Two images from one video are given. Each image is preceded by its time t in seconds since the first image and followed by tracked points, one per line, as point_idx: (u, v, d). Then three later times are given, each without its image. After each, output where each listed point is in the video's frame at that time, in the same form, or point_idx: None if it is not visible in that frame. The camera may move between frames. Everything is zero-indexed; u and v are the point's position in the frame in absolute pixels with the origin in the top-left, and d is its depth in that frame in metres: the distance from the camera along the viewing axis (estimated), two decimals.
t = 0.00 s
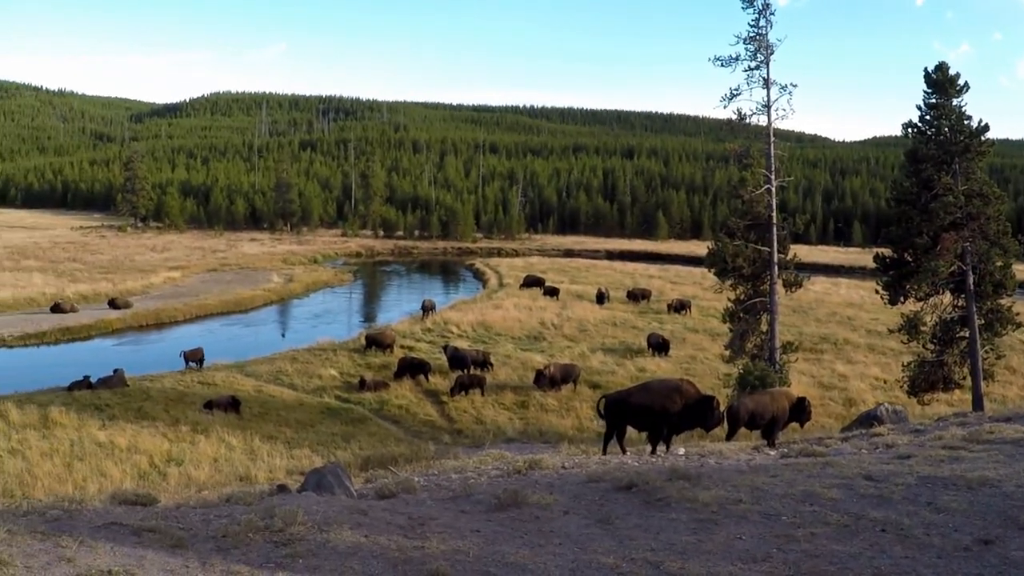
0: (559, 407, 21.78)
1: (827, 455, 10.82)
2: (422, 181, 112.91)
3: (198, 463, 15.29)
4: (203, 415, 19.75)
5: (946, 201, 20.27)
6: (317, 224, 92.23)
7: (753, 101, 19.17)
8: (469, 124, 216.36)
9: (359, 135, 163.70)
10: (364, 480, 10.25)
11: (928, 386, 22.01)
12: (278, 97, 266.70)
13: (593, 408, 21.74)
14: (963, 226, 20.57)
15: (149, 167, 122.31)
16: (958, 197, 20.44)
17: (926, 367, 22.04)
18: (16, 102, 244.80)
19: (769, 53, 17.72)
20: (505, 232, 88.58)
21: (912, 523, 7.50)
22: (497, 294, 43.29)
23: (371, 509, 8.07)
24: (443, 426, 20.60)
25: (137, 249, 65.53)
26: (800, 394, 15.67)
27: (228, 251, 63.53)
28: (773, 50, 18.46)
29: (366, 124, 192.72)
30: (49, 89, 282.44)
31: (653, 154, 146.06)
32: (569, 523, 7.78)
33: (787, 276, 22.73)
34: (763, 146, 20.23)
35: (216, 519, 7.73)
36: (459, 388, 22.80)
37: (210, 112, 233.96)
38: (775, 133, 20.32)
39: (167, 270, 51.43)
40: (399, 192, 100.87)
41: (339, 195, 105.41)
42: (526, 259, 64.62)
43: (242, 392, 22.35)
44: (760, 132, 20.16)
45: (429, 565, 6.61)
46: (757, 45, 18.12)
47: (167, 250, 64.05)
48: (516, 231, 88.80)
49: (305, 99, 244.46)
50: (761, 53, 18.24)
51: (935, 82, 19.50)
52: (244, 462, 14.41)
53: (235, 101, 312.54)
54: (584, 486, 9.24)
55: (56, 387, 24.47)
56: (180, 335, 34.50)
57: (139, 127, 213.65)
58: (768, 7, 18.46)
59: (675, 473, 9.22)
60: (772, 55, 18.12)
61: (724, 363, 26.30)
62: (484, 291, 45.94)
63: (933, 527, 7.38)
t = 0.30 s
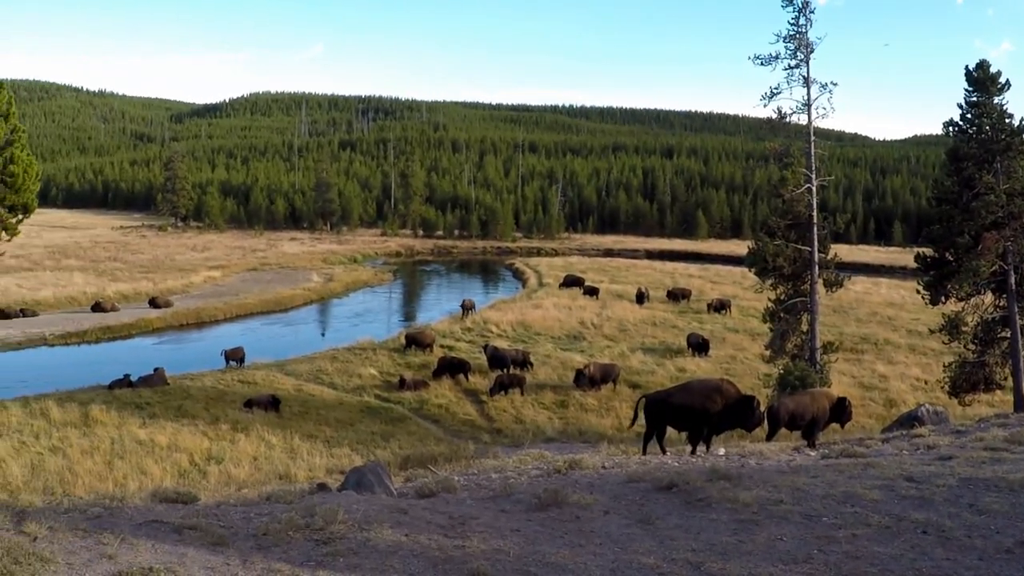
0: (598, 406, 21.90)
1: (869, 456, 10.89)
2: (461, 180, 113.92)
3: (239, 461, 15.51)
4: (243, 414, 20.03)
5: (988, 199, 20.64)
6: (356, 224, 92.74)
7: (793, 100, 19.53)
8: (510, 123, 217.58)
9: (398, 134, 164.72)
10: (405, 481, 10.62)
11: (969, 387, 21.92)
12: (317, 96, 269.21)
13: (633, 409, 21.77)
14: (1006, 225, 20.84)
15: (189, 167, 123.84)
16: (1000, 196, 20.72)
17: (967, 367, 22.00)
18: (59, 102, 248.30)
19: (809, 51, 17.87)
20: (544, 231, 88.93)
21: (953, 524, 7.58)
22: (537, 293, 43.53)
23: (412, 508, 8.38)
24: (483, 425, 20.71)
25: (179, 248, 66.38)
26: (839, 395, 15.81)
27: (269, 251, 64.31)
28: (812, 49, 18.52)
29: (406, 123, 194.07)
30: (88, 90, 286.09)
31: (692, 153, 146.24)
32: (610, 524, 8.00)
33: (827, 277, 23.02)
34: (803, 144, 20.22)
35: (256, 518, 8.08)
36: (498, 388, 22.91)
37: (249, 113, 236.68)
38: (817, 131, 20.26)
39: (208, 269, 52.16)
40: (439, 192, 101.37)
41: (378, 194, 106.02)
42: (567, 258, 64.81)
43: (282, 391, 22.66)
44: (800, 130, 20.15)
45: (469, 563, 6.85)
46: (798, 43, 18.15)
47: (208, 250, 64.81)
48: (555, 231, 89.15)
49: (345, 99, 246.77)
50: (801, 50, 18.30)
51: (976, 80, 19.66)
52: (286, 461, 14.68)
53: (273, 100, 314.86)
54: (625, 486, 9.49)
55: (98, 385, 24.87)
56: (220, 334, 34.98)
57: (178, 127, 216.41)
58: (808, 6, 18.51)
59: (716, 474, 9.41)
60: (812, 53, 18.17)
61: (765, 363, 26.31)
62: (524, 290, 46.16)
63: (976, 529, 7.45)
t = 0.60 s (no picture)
0: (638, 410, 21.90)
1: (910, 460, 10.92)
2: (500, 184, 114.93)
3: (279, 463, 15.54)
4: (283, 416, 20.19)
5: None
6: (395, 227, 93.14)
7: (833, 103, 18.90)
8: (548, 126, 218.31)
9: (437, 138, 165.57)
10: (445, 483, 10.80)
11: (1011, 391, 21.65)
12: (357, 100, 271.13)
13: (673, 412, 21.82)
14: None
15: (229, 171, 125.10)
16: None
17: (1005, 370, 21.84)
18: (101, 107, 251.49)
19: (848, 52, 17.73)
20: (583, 235, 89.14)
21: (995, 530, 7.59)
22: (576, 297, 43.77)
23: (452, 512, 8.54)
24: (523, 429, 20.75)
25: (221, 251, 67.04)
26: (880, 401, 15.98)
27: (308, 254, 64.80)
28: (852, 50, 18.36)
29: (444, 126, 195.35)
30: (127, 94, 290.17)
31: (732, 156, 146.54)
32: (650, 527, 8.11)
33: (869, 280, 22.87)
34: (842, 146, 20.14)
35: (297, 520, 8.26)
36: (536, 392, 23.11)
37: (288, 117, 239.03)
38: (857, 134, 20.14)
39: (248, 272, 52.68)
40: (478, 196, 101.85)
41: (418, 198, 106.59)
42: (606, 262, 64.90)
43: (321, 393, 22.91)
44: (838, 132, 20.04)
45: (509, 567, 6.93)
46: (837, 45, 18.02)
47: (249, 253, 65.51)
48: (595, 235, 89.34)
49: (383, 103, 249.13)
50: (841, 51, 18.06)
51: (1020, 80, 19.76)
52: (325, 463, 14.80)
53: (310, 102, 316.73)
54: (664, 490, 9.61)
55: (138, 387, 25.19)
56: (260, 337, 35.30)
57: (216, 131, 218.85)
58: (847, 6, 18.37)
59: (756, 478, 9.52)
60: (851, 55, 18.07)
61: (805, 367, 26.25)
62: (562, 294, 46.32)
63: (1017, 535, 7.46)
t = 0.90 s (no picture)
0: (675, 411, 21.85)
1: (948, 462, 10.93)
2: (537, 184, 115.53)
3: (316, 463, 15.62)
4: (320, 416, 20.34)
5: None
6: (432, 228, 93.25)
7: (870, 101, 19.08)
8: (585, 126, 218.01)
9: (475, 138, 165.80)
10: (483, 484, 11.00)
11: None
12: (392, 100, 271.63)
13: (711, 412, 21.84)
14: None
15: (266, 171, 125.74)
16: None
17: None
18: (137, 108, 253.19)
19: (887, 52, 17.67)
20: (620, 235, 89.12)
21: None
22: (614, 297, 43.85)
23: (490, 512, 8.72)
24: (560, 429, 20.78)
25: (259, 250, 67.44)
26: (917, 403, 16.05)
27: (345, 254, 65.10)
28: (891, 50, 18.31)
29: (481, 127, 195.88)
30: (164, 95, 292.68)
31: (770, 156, 146.09)
32: (688, 528, 8.26)
33: (908, 280, 22.65)
34: (879, 146, 20.07)
35: (336, 520, 8.44)
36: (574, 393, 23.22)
37: (325, 119, 240.49)
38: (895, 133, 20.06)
39: (286, 272, 53.01)
40: (515, 196, 102.08)
41: (455, 198, 106.93)
42: (644, 262, 64.84)
43: (359, 393, 23.07)
44: (875, 132, 19.98)
45: (548, 567, 7.12)
46: (875, 45, 18.04)
47: (287, 253, 65.95)
48: (632, 235, 89.29)
49: (420, 103, 250.32)
50: (878, 51, 18.09)
51: None
52: (360, 462, 14.91)
53: (342, 101, 317.06)
54: (703, 491, 9.76)
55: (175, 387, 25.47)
56: (297, 337, 35.39)
57: (253, 131, 220.62)
58: (885, 6, 18.34)
59: (794, 479, 9.61)
60: (890, 55, 18.04)
61: (842, 368, 26.17)
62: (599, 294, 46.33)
63: None
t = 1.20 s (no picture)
0: (708, 410, 21.80)
1: (983, 463, 10.91)
2: (571, 182, 116.27)
3: (348, 462, 15.64)
4: (353, 415, 20.41)
5: None
6: (465, 228, 93.17)
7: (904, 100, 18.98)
8: (618, 125, 217.42)
9: (507, 137, 165.68)
10: (516, 483, 11.02)
11: None
12: (423, 99, 271.47)
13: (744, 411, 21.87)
14: None
15: (299, 170, 126.11)
16: None
17: None
18: (169, 107, 254.79)
19: (920, 51, 17.58)
20: (654, 235, 88.91)
21: None
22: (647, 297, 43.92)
23: (524, 511, 8.75)
24: (593, 429, 20.81)
25: (292, 250, 67.62)
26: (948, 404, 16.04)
27: (378, 253, 65.21)
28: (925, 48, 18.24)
29: (513, 126, 196.07)
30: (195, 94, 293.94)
31: (803, 155, 145.38)
32: (722, 528, 8.29)
33: (941, 280, 22.48)
34: (914, 144, 19.97)
35: (369, 518, 8.48)
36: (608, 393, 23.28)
37: (358, 118, 241.22)
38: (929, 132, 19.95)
39: (318, 271, 53.15)
40: (548, 196, 102.12)
41: (488, 198, 107.12)
42: (677, 261, 64.70)
43: (392, 392, 23.12)
44: (909, 130, 19.87)
45: (581, 567, 7.18)
46: (909, 44, 17.98)
47: (320, 252, 66.12)
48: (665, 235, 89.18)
49: (452, 103, 250.87)
50: (911, 49, 18.05)
51: None
52: (393, 461, 14.94)
53: (369, 100, 317.07)
54: (735, 490, 9.75)
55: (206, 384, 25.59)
56: (330, 336, 35.41)
57: (286, 130, 221.52)
58: (919, 4, 18.26)
59: (828, 479, 9.61)
60: (924, 53, 17.97)
61: (877, 368, 26.09)
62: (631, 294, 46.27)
63: None
